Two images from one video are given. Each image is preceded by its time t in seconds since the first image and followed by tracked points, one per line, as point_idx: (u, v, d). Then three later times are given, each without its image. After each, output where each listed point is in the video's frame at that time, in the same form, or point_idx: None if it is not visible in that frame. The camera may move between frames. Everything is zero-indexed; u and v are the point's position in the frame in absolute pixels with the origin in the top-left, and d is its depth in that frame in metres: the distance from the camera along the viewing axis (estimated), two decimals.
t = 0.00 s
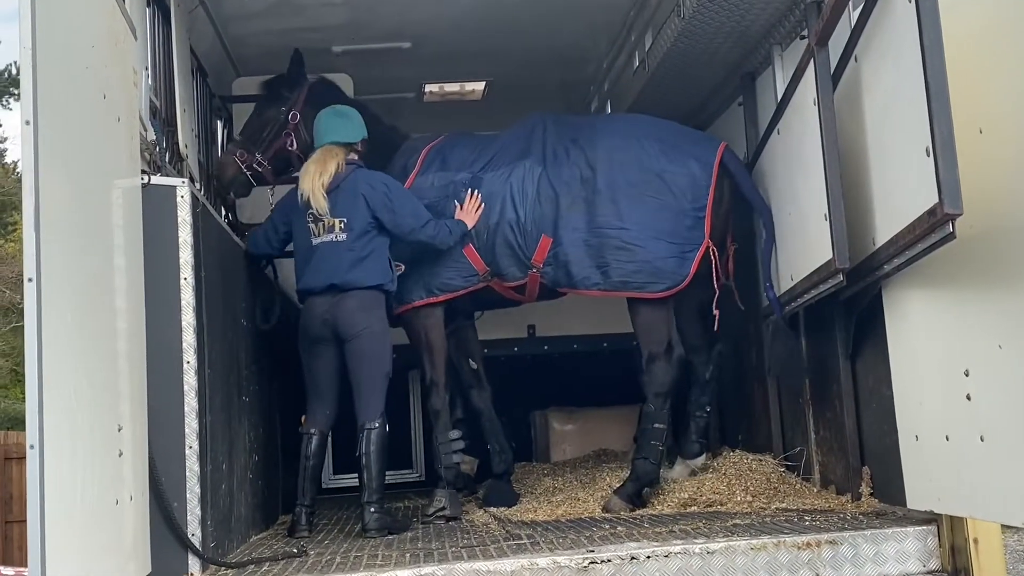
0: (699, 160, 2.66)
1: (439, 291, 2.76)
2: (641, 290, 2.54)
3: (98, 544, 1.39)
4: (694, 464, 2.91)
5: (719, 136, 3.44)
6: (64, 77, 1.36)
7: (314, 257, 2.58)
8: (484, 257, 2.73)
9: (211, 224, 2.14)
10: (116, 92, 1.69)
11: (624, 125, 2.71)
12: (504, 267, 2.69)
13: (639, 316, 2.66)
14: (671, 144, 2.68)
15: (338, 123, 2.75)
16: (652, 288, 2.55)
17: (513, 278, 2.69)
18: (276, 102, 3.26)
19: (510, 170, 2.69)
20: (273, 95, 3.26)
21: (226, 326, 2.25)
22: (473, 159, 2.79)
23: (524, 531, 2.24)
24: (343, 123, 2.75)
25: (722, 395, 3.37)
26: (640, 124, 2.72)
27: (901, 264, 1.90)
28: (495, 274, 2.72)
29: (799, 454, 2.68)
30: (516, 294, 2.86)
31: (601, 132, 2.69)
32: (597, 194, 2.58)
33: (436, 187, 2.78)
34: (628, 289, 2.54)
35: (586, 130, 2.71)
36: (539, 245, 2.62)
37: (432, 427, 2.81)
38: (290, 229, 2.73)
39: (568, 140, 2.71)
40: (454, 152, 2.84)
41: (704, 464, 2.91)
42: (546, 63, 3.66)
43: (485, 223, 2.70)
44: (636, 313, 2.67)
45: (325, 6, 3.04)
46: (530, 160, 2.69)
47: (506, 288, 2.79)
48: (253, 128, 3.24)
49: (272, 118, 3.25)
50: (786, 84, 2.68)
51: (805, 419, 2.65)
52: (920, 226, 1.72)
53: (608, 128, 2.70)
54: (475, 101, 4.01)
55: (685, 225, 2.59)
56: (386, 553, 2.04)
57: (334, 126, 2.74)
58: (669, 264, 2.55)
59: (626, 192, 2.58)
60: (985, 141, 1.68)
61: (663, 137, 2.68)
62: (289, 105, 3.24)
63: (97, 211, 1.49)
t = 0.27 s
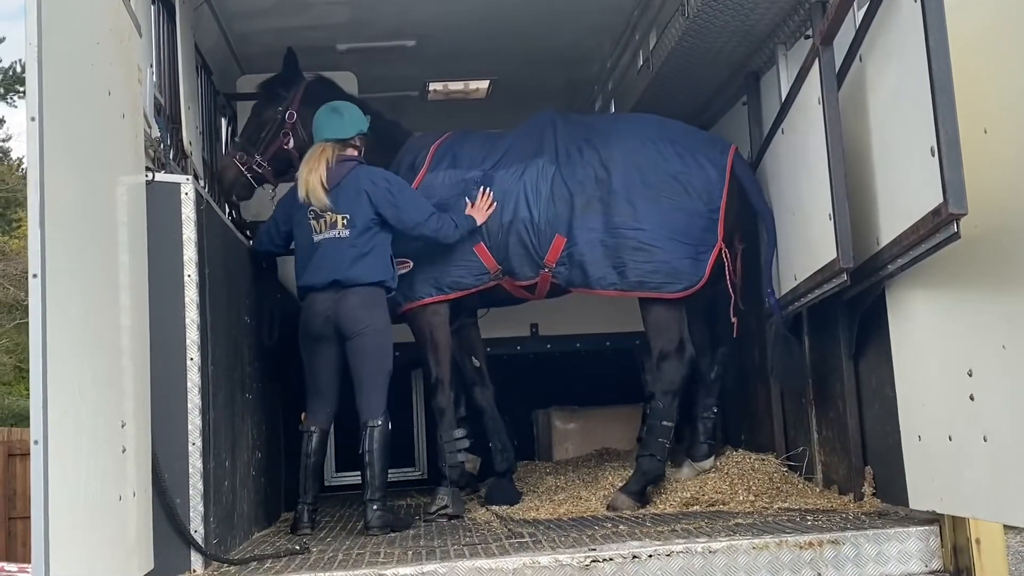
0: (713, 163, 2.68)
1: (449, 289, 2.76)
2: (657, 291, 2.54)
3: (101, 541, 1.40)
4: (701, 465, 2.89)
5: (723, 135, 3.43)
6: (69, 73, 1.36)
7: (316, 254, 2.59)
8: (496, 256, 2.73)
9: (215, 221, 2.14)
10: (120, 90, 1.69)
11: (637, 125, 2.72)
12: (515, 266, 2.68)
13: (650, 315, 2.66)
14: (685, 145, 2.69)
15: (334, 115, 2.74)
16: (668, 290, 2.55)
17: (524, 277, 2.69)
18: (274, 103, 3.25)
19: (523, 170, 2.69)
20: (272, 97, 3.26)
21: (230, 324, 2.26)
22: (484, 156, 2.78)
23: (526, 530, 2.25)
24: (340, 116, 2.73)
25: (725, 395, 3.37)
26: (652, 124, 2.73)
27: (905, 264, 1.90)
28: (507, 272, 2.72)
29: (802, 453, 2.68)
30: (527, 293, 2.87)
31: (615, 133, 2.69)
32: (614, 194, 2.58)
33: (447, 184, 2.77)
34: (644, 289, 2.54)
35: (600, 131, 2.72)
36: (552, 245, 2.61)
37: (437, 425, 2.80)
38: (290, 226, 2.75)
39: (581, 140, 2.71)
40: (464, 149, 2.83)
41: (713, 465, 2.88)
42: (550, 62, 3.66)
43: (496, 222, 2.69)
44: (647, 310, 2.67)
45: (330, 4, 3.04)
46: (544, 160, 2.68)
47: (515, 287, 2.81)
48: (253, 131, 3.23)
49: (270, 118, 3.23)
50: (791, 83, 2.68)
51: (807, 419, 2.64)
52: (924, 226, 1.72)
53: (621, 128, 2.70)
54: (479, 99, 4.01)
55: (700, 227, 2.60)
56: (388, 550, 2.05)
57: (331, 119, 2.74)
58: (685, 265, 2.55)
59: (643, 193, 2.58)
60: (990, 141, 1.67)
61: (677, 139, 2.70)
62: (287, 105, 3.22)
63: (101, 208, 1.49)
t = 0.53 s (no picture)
0: (726, 167, 2.70)
1: (456, 288, 2.72)
2: (668, 295, 2.56)
3: (103, 538, 1.40)
4: (704, 466, 2.89)
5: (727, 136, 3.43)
6: (73, 71, 1.37)
7: (314, 257, 2.57)
8: (502, 256, 2.70)
9: (219, 219, 2.15)
10: (124, 88, 1.69)
11: (647, 128, 2.74)
12: (523, 266, 2.67)
13: (661, 316, 2.68)
14: (696, 149, 2.72)
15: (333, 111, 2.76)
16: (680, 294, 2.57)
17: (533, 277, 2.68)
18: (271, 109, 3.25)
19: (531, 169, 2.67)
20: (269, 102, 3.27)
21: (233, 322, 2.26)
22: (491, 155, 2.76)
23: (528, 529, 2.25)
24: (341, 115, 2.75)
25: (728, 396, 3.36)
26: (662, 128, 2.75)
27: (908, 264, 1.90)
28: (514, 272, 2.69)
29: (804, 454, 2.68)
30: (533, 292, 2.89)
31: (626, 136, 2.71)
32: (626, 196, 2.59)
33: (453, 183, 2.75)
34: (655, 293, 2.55)
35: (610, 133, 2.73)
36: (562, 245, 2.61)
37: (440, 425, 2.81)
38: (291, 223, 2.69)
39: (591, 141, 2.72)
40: (468, 148, 2.82)
41: (716, 466, 2.88)
42: (553, 62, 3.66)
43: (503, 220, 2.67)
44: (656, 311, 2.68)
45: (334, 3, 3.05)
46: (553, 160, 2.68)
47: (522, 286, 2.80)
48: (253, 138, 3.24)
49: (269, 125, 3.22)
50: (795, 85, 2.68)
51: (810, 420, 2.64)
52: (927, 227, 1.72)
53: (631, 131, 2.72)
54: (483, 99, 4.01)
55: (711, 231, 2.62)
56: (389, 549, 2.05)
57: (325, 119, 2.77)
58: (696, 270, 2.58)
59: (654, 196, 2.60)
60: (993, 142, 1.67)
61: (687, 143, 2.73)
62: (283, 110, 3.22)
63: (104, 206, 1.50)
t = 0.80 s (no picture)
0: (733, 171, 2.73)
1: (456, 290, 2.68)
2: (674, 298, 2.58)
3: (104, 537, 1.40)
4: (705, 467, 2.89)
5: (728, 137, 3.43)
6: (75, 69, 1.37)
7: (313, 258, 2.66)
8: (504, 257, 2.66)
9: (220, 219, 2.15)
10: (126, 88, 1.70)
11: (653, 131, 2.75)
12: (526, 268, 2.64)
13: (664, 317, 2.68)
14: (702, 152, 2.73)
15: (315, 112, 2.95)
16: (688, 297, 2.59)
17: (536, 278, 2.65)
18: (271, 109, 3.29)
19: (535, 171, 2.65)
20: (269, 103, 3.32)
21: (234, 322, 2.27)
22: (493, 156, 2.73)
23: (528, 530, 2.25)
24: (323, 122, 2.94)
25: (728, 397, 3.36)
26: (667, 131, 2.76)
27: (908, 267, 1.90)
28: (517, 274, 2.66)
29: (804, 456, 2.68)
30: (534, 293, 2.89)
31: (631, 138, 2.72)
32: (632, 200, 2.60)
33: (455, 185, 2.71)
34: (662, 296, 2.57)
35: (615, 136, 2.73)
36: (567, 248, 2.59)
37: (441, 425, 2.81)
38: (283, 221, 2.72)
39: (596, 143, 2.71)
40: (470, 148, 2.78)
41: (717, 467, 2.88)
42: (555, 62, 3.66)
43: (506, 221, 2.64)
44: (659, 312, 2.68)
45: (335, 3, 3.05)
46: (558, 162, 2.66)
47: (523, 286, 2.77)
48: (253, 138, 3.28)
49: (268, 125, 3.25)
50: (796, 86, 2.68)
51: (811, 421, 2.64)
52: (928, 229, 1.72)
53: (637, 134, 2.73)
54: (484, 99, 4.01)
55: (717, 234, 2.63)
56: (389, 549, 2.05)
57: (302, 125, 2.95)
58: (704, 274, 2.59)
59: (661, 200, 2.61)
60: (995, 145, 1.67)
61: (693, 146, 2.74)
62: (281, 110, 3.25)
63: (106, 206, 1.50)
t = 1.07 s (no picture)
0: (734, 175, 2.74)
1: (451, 291, 2.69)
2: (676, 302, 2.59)
3: (103, 538, 1.41)
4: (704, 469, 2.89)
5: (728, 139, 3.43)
6: (74, 70, 1.37)
7: (321, 260, 2.68)
8: (500, 259, 2.67)
9: (220, 220, 2.15)
10: (126, 89, 1.70)
11: (654, 134, 2.75)
12: (521, 270, 2.64)
13: (665, 320, 2.67)
14: (703, 156, 2.74)
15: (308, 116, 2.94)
16: (692, 301, 2.60)
17: (533, 280, 2.65)
18: (280, 106, 3.29)
19: (533, 174, 2.65)
20: (278, 100, 3.31)
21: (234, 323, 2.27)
22: (491, 158, 2.74)
23: (527, 532, 2.25)
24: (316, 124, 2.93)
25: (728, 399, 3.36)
26: (668, 135, 2.77)
27: (908, 270, 1.90)
28: (513, 276, 2.67)
29: (803, 458, 2.68)
30: (531, 294, 2.89)
31: (632, 141, 2.72)
32: (634, 204, 2.60)
33: (451, 186, 2.71)
34: (664, 300, 2.58)
35: (617, 138, 2.73)
36: (566, 251, 2.59)
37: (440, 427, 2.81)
38: (287, 224, 2.72)
39: (597, 146, 2.71)
40: (468, 150, 2.79)
41: (716, 469, 2.88)
42: (555, 64, 3.66)
43: (502, 222, 2.64)
44: (660, 315, 2.68)
45: (336, 5, 3.05)
46: (557, 164, 2.66)
47: (519, 288, 2.77)
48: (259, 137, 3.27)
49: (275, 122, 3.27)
50: (796, 89, 2.69)
51: (810, 423, 2.64)
52: (928, 232, 1.72)
53: (638, 138, 2.73)
54: (485, 101, 4.01)
55: (720, 238, 2.64)
56: (388, 551, 2.05)
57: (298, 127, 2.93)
58: (706, 278, 2.60)
59: (663, 204, 2.62)
60: (994, 148, 1.67)
61: (695, 150, 2.75)
62: (289, 107, 3.24)
63: (105, 207, 1.50)
